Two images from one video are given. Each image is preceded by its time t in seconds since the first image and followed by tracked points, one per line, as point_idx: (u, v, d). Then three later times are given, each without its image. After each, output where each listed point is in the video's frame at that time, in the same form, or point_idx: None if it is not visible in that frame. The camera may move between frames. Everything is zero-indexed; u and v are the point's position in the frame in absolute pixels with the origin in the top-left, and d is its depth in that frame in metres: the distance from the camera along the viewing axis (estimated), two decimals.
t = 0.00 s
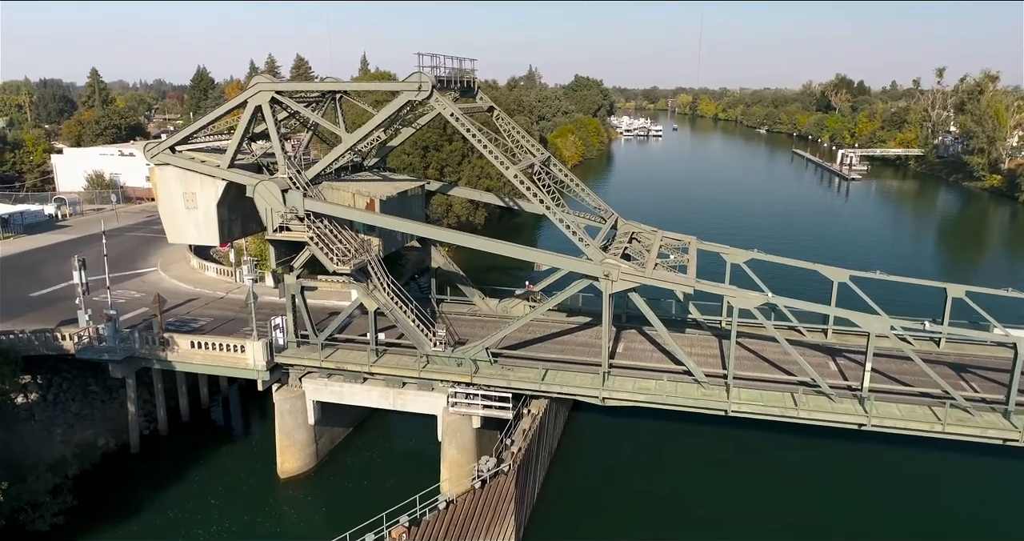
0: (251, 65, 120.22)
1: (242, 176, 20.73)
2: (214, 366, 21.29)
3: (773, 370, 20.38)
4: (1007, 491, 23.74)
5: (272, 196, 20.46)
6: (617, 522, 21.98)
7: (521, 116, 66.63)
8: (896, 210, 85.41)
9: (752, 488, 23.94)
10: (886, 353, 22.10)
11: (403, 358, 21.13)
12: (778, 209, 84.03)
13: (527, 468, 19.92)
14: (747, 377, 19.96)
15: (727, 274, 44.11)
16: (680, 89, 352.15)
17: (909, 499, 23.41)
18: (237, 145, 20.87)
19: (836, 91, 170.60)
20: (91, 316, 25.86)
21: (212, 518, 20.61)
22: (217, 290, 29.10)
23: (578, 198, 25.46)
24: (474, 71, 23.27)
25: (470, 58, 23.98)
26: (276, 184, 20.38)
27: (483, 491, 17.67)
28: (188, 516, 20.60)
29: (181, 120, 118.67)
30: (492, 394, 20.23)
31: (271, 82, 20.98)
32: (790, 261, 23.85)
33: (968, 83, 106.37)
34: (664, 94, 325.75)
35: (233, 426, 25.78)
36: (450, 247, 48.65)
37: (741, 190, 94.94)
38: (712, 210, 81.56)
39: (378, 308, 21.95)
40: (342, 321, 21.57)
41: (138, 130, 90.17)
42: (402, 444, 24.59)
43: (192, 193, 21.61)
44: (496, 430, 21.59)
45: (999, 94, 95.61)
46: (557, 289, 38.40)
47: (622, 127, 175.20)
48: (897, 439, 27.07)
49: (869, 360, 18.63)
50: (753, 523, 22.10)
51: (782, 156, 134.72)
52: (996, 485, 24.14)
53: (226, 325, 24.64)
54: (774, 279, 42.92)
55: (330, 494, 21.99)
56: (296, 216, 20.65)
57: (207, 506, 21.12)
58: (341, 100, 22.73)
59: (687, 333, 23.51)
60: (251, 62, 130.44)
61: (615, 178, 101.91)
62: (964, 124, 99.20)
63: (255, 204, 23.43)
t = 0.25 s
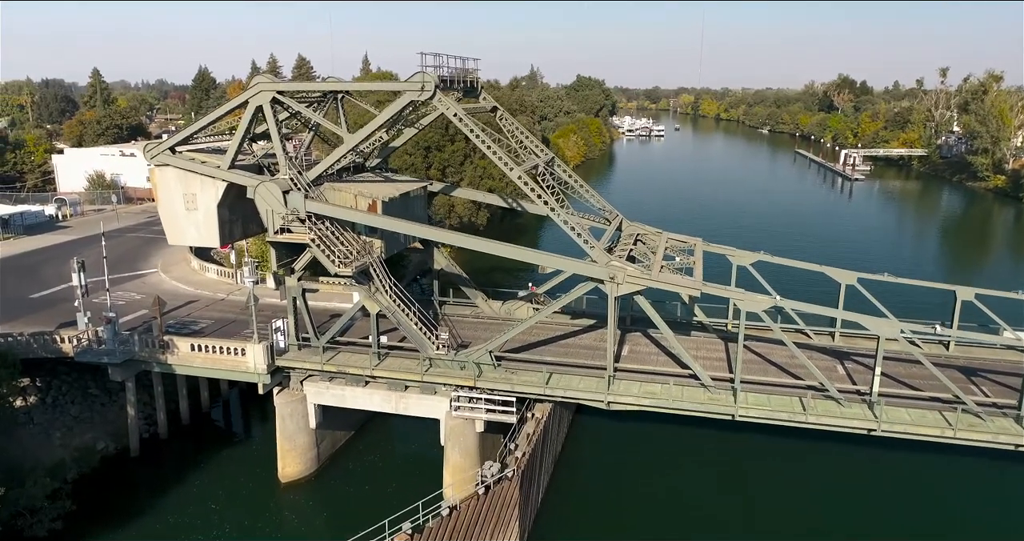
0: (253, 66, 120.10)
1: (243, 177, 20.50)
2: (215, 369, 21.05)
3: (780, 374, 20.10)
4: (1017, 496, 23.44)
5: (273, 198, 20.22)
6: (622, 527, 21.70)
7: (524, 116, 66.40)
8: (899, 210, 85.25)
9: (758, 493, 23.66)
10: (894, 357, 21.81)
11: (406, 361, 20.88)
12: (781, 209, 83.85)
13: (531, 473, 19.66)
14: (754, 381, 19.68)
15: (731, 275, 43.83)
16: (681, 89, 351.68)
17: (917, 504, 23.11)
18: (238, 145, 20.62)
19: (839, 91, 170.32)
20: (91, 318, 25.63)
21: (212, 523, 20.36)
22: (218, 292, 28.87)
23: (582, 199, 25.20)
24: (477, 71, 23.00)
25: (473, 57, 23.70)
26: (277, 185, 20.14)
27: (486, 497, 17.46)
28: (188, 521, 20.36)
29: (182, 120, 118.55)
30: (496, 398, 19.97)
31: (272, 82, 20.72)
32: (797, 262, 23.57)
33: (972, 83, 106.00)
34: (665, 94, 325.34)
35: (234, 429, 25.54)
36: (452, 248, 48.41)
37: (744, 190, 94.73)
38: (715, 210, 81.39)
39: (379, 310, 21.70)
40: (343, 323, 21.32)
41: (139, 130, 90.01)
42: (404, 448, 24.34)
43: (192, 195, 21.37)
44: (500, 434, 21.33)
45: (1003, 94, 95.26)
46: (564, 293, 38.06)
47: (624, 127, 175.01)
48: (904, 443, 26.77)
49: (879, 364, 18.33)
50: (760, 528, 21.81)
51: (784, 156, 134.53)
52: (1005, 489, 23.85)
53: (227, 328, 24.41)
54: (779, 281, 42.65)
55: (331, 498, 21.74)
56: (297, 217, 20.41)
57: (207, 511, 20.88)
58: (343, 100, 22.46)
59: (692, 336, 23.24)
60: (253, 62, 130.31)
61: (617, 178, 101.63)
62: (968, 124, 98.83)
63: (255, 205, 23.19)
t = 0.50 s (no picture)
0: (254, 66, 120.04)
1: (244, 178, 20.27)
2: (215, 372, 20.80)
3: (787, 378, 19.83)
4: None
5: (274, 199, 19.99)
6: (627, 531, 21.43)
7: (525, 116, 66.17)
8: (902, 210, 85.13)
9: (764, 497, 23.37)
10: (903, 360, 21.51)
11: (408, 364, 20.63)
12: (783, 209, 83.73)
13: (535, 478, 19.40)
14: (761, 385, 19.40)
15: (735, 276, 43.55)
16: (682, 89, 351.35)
17: (926, 509, 22.80)
18: (238, 145, 20.37)
19: (841, 91, 170.04)
20: (90, 320, 25.40)
21: (212, 528, 20.10)
22: (219, 294, 28.63)
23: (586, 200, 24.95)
24: (480, 71, 22.76)
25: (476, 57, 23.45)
26: (278, 186, 19.89)
27: (490, 503, 17.19)
28: (188, 526, 20.11)
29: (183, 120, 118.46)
30: (499, 402, 19.72)
31: (273, 82, 20.48)
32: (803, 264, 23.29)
33: (975, 83, 105.65)
34: (667, 94, 324.91)
35: (234, 432, 25.30)
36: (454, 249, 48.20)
37: (746, 190, 94.59)
38: (716, 210, 81.27)
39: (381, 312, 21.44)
40: (345, 326, 21.07)
41: (140, 130, 89.86)
42: (406, 451, 24.08)
43: (192, 195, 21.12)
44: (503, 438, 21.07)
45: (1006, 94, 94.91)
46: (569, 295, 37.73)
47: (625, 127, 174.73)
48: (911, 446, 26.46)
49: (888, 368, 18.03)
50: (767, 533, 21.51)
51: (786, 156, 134.11)
52: (1015, 494, 23.51)
53: (227, 330, 24.18)
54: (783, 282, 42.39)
55: (333, 503, 21.48)
56: (298, 219, 20.18)
57: (207, 516, 20.62)
58: (344, 100, 22.21)
59: (697, 339, 22.98)
60: (254, 62, 130.17)
61: (619, 179, 101.36)
62: (972, 124, 98.47)
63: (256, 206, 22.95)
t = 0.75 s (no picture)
0: (256, 66, 119.95)
1: (244, 179, 20.04)
2: (215, 376, 20.57)
3: (794, 382, 19.56)
4: None
5: (274, 200, 19.76)
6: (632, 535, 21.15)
7: (527, 116, 66.03)
8: (905, 210, 85.09)
9: (770, 501, 23.09)
10: (911, 364, 21.21)
11: (410, 367, 20.39)
12: (785, 209, 83.65)
13: (539, 483, 19.17)
14: (768, 389, 19.13)
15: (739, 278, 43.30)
16: (684, 89, 351.13)
17: (934, 514, 22.49)
18: (238, 146, 20.13)
19: (843, 91, 169.76)
20: (89, 323, 25.19)
21: (211, 533, 19.86)
22: (219, 295, 28.41)
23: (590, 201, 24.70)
24: (483, 70, 22.52)
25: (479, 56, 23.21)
26: (279, 187, 19.65)
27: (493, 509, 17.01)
28: (187, 532, 19.86)
29: (184, 119, 118.29)
30: (502, 405, 19.47)
31: (274, 82, 20.23)
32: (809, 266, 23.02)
33: (978, 83, 105.28)
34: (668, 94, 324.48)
35: (234, 435, 25.06)
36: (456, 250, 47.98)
37: (747, 190, 94.44)
38: (719, 210, 81.17)
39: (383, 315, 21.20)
40: (347, 328, 20.84)
41: (141, 129, 89.72)
42: (408, 455, 23.85)
43: (192, 196, 20.89)
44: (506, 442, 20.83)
45: (1010, 94, 94.57)
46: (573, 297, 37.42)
47: (627, 127, 174.46)
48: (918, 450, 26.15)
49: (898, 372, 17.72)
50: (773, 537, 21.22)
51: (789, 156, 133.65)
52: None
53: (228, 332, 23.95)
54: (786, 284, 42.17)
55: (335, 508, 21.24)
56: (299, 220, 19.95)
57: (206, 521, 20.36)
58: (346, 100, 21.94)
59: (703, 342, 22.73)
60: (255, 62, 129.98)
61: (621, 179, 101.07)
62: (975, 124, 98.11)
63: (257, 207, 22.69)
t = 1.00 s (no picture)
0: (257, 66, 119.78)
1: (244, 180, 19.81)
2: (214, 379, 20.32)
3: (801, 386, 19.28)
4: None
5: (275, 202, 19.52)
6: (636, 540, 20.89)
7: (529, 116, 65.84)
8: (908, 210, 85.04)
9: (775, 505, 22.82)
10: (920, 367, 20.93)
11: (412, 371, 20.14)
12: (788, 209, 83.55)
13: (543, 489, 18.92)
14: (775, 393, 18.86)
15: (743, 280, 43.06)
16: (685, 89, 350.77)
17: (942, 519, 22.20)
18: (239, 147, 19.89)
19: (845, 91, 169.38)
20: (87, 325, 24.96)
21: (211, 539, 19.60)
22: (219, 297, 28.17)
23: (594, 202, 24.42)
24: (486, 70, 22.26)
25: (482, 56, 22.95)
26: (280, 189, 19.41)
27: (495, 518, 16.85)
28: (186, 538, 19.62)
29: (185, 119, 118.02)
30: (505, 410, 19.21)
31: (275, 82, 19.99)
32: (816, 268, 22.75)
33: (982, 83, 104.87)
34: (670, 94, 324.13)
35: (234, 439, 24.82)
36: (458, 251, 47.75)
37: (750, 190, 94.30)
38: (721, 210, 81.08)
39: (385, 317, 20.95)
40: (349, 331, 20.60)
41: (142, 129, 89.54)
42: (410, 459, 23.61)
43: (192, 198, 20.65)
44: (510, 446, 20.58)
45: (1014, 94, 94.15)
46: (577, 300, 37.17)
47: (629, 127, 174.11)
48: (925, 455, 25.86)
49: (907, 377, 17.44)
50: None
51: (791, 156, 133.48)
52: None
53: (228, 335, 23.70)
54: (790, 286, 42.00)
55: (336, 513, 20.99)
56: (299, 222, 19.70)
57: (206, 527, 20.11)
58: (348, 100, 21.68)
59: (708, 345, 22.47)
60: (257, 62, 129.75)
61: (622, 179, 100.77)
62: (979, 124, 97.72)
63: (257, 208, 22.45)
